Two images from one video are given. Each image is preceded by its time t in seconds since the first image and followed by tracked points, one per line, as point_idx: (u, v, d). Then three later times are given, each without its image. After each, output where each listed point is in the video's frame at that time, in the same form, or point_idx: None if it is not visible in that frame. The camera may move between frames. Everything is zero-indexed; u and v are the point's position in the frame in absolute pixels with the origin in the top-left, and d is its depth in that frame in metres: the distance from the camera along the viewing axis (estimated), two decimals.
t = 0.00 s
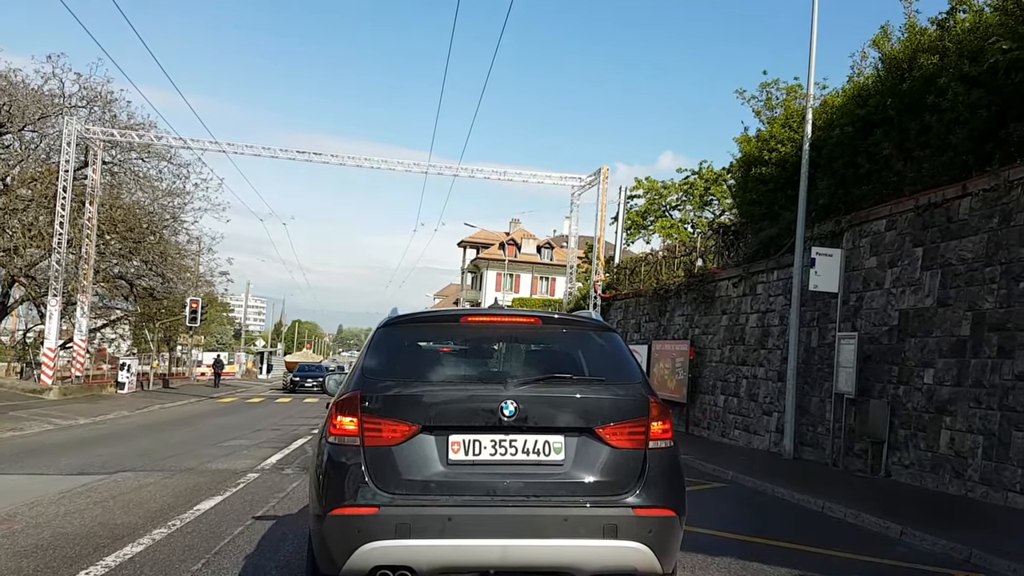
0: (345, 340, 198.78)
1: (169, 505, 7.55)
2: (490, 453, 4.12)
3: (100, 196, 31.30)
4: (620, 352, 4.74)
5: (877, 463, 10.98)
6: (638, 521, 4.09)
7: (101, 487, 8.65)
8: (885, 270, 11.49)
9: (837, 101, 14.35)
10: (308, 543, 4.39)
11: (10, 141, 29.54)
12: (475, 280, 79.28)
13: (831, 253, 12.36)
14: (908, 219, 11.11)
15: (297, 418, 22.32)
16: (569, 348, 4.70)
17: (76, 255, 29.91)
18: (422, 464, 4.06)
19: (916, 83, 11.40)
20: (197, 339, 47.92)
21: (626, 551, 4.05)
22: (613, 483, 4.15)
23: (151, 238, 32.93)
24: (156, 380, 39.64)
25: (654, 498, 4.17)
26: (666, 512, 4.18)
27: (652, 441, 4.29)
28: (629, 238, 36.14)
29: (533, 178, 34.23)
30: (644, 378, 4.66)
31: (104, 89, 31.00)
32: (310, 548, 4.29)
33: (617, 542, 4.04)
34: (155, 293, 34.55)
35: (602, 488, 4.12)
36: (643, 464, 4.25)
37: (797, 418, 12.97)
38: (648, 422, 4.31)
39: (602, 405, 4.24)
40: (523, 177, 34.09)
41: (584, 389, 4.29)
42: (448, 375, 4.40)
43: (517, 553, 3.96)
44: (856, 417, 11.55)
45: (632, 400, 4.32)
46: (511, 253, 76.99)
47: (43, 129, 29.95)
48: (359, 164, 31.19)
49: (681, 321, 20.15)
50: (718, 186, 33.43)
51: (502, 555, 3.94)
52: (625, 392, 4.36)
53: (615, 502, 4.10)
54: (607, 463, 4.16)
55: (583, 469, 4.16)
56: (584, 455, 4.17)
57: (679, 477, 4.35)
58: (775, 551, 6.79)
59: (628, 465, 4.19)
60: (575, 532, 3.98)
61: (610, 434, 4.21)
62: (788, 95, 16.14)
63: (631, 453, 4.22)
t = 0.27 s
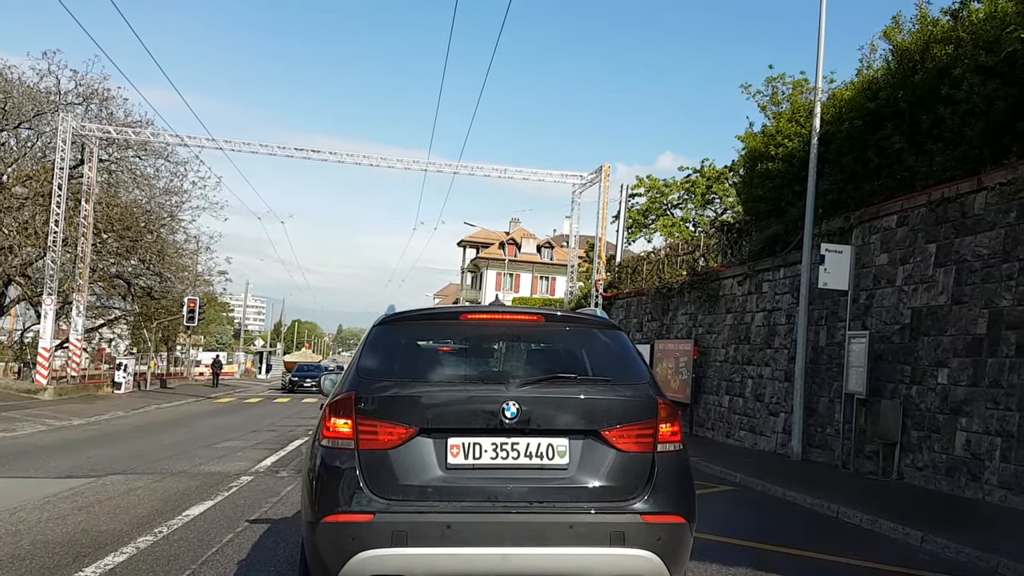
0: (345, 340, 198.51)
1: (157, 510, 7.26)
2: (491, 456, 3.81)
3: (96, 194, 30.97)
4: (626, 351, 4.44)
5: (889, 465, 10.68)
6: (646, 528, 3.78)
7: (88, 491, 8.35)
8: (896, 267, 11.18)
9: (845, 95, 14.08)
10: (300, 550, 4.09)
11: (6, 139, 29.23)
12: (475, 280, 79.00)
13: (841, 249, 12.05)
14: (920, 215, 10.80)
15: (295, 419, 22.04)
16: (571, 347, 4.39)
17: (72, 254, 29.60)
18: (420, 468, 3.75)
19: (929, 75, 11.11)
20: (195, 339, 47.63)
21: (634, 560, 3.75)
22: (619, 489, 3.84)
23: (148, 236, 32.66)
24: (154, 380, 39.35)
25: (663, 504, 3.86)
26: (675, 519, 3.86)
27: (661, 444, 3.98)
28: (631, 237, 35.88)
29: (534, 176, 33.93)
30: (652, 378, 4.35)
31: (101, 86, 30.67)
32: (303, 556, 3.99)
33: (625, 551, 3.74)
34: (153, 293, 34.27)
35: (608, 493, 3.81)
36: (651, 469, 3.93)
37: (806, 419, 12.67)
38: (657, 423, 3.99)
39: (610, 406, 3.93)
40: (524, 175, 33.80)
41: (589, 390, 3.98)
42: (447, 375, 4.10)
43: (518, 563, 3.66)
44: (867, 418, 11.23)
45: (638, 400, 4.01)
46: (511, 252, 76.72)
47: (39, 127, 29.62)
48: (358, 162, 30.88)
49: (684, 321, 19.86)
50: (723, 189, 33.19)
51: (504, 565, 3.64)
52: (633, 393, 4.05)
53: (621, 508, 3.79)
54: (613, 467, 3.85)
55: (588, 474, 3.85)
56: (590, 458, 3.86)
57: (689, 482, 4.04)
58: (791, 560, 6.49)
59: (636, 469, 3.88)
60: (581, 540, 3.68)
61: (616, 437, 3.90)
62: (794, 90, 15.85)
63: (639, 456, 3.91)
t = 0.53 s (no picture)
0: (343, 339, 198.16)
1: (143, 515, 6.98)
2: (492, 460, 3.53)
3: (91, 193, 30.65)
4: (634, 350, 4.16)
5: (899, 467, 10.42)
6: (656, 537, 3.50)
7: (73, 494, 8.07)
8: (906, 264, 10.91)
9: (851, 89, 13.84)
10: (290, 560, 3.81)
11: None
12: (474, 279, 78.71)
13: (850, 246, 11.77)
14: (930, 211, 10.53)
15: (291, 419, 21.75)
16: (575, 345, 4.11)
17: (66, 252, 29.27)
18: (416, 473, 3.48)
19: (940, 67, 10.85)
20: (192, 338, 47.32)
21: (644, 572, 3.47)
22: (627, 495, 3.56)
23: (144, 235, 32.22)
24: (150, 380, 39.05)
25: (673, 511, 3.58)
26: (687, 527, 3.58)
27: (671, 448, 3.69)
28: (631, 236, 35.63)
29: (533, 174, 33.67)
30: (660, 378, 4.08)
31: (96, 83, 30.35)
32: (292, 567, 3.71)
33: (633, 562, 3.46)
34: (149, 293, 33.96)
35: (616, 501, 3.54)
36: (661, 474, 3.65)
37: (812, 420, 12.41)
38: (667, 425, 3.71)
39: (618, 408, 3.65)
40: (523, 173, 33.53)
41: (594, 390, 3.70)
42: (445, 375, 3.82)
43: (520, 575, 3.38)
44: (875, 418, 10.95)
45: (648, 401, 3.72)
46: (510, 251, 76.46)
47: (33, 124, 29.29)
48: (356, 160, 30.60)
49: (686, 320, 19.60)
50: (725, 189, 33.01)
51: None
52: (641, 393, 3.77)
53: (629, 516, 3.51)
54: (620, 473, 3.57)
55: (596, 479, 3.57)
56: (596, 462, 3.58)
57: (701, 488, 3.75)
58: (803, 568, 6.23)
59: (644, 474, 3.60)
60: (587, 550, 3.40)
61: (624, 440, 3.62)
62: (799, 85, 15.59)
63: (647, 461, 3.63)
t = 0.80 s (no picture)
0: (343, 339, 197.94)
1: (132, 519, 6.75)
2: (494, 465, 3.30)
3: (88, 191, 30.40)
4: (643, 348, 3.94)
5: (910, 470, 10.19)
6: (669, 548, 3.27)
7: (62, 497, 7.84)
8: (916, 262, 10.68)
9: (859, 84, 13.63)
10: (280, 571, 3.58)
11: None
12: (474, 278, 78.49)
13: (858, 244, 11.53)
14: (941, 208, 10.29)
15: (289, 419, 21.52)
16: (580, 343, 3.88)
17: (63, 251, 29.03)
18: (414, 478, 3.25)
19: (951, 60, 10.63)
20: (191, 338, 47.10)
21: None
22: (638, 503, 3.33)
23: (142, 233, 31.95)
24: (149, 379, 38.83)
25: (687, 520, 3.34)
26: (700, 537, 3.33)
27: (684, 453, 3.45)
28: (632, 234, 35.41)
29: (534, 172, 33.44)
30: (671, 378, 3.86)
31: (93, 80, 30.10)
32: None
33: (645, 575, 3.22)
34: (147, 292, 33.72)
35: (628, 509, 3.30)
36: (674, 480, 3.41)
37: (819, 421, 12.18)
38: (679, 428, 3.47)
39: (629, 410, 3.42)
40: (525, 171, 33.30)
41: (601, 391, 3.47)
42: (445, 375, 3.59)
43: None
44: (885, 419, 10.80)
45: (660, 402, 3.49)
46: (510, 251, 76.24)
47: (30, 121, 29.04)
48: (356, 157, 30.35)
49: (689, 318, 19.38)
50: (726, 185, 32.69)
51: None
52: (652, 394, 3.54)
53: (642, 525, 3.28)
54: (632, 479, 3.34)
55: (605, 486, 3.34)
56: (605, 467, 3.35)
57: (716, 495, 3.51)
58: None
59: (656, 480, 3.37)
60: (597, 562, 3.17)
61: (634, 443, 3.38)
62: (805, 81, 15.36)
63: (659, 466, 3.39)
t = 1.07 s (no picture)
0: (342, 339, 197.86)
1: (124, 523, 6.59)
2: (496, 471, 3.14)
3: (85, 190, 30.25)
4: (651, 346, 3.77)
5: (917, 471, 10.03)
6: (682, 558, 3.10)
7: (53, 500, 7.68)
8: (922, 260, 10.52)
9: (863, 81, 13.50)
10: None
11: None
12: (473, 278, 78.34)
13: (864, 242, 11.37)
14: (948, 205, 10.13)
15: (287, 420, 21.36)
16: (585, 342, 3.72)
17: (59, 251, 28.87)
18: (411, 484, 3.08)
19: (958, 55, 10.48)
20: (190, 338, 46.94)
21: None
22: (649, 511, 3.17)
23: (140, 232, 31.74)
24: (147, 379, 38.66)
25: (700, 528, 3.18)
26: (715, 546, 3.17)
27: (696, 457, 3.29)
28: (632, 234, 35.29)
29: (534, 171, 33.31)
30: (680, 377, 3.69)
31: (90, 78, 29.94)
32: None
33: None
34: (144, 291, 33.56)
35: (638, 517, 3.14)
36: (686, 486, 3.24)
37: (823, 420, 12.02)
38: (691, 432, 3.31)
39: (637, 413, 3.26)
40: (524, 170, 33.17)
41: (608, 392, 3.31)
42: (444, 375, 3.42)
43: None
44: (891, 420, 10.67)
45: (671, 404, 3.32)
46: (509, 250, 76.12)
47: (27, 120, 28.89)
48: (354, 156, 30.21)
49: (690, 318, 19.24)
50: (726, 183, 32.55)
51: None
52: (662, 396, 3.38)
53: (653, 534, 3.11)
54: (642, 484, 3.18)
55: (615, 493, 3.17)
56: (613, 473, 3.18)
57: (729, 502, 3.34)
58: None
59: (667, 486, 3.20)
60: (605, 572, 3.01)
61: (644, 448, 3.22)
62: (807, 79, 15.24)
63: (670, 472, 3.22)
